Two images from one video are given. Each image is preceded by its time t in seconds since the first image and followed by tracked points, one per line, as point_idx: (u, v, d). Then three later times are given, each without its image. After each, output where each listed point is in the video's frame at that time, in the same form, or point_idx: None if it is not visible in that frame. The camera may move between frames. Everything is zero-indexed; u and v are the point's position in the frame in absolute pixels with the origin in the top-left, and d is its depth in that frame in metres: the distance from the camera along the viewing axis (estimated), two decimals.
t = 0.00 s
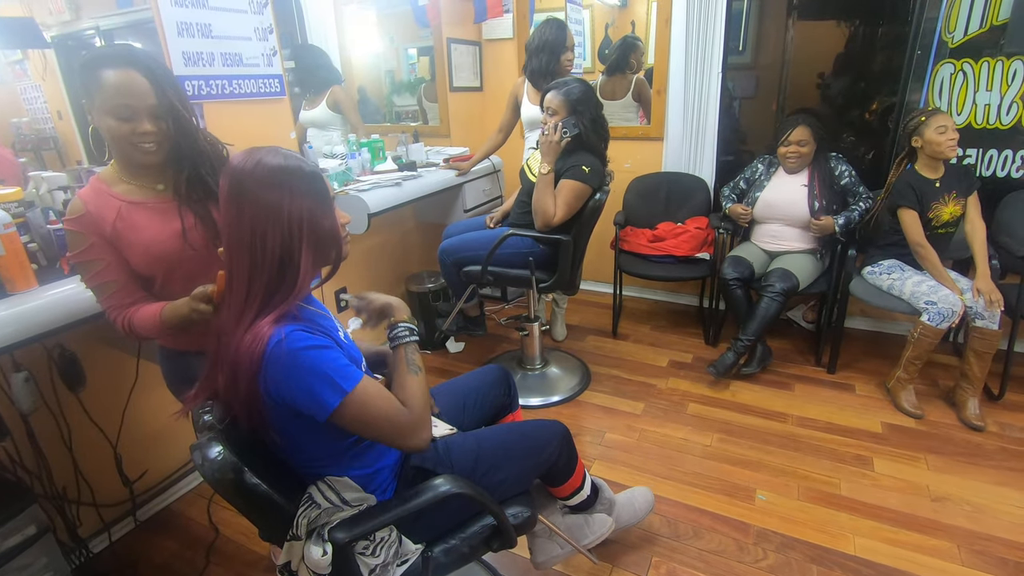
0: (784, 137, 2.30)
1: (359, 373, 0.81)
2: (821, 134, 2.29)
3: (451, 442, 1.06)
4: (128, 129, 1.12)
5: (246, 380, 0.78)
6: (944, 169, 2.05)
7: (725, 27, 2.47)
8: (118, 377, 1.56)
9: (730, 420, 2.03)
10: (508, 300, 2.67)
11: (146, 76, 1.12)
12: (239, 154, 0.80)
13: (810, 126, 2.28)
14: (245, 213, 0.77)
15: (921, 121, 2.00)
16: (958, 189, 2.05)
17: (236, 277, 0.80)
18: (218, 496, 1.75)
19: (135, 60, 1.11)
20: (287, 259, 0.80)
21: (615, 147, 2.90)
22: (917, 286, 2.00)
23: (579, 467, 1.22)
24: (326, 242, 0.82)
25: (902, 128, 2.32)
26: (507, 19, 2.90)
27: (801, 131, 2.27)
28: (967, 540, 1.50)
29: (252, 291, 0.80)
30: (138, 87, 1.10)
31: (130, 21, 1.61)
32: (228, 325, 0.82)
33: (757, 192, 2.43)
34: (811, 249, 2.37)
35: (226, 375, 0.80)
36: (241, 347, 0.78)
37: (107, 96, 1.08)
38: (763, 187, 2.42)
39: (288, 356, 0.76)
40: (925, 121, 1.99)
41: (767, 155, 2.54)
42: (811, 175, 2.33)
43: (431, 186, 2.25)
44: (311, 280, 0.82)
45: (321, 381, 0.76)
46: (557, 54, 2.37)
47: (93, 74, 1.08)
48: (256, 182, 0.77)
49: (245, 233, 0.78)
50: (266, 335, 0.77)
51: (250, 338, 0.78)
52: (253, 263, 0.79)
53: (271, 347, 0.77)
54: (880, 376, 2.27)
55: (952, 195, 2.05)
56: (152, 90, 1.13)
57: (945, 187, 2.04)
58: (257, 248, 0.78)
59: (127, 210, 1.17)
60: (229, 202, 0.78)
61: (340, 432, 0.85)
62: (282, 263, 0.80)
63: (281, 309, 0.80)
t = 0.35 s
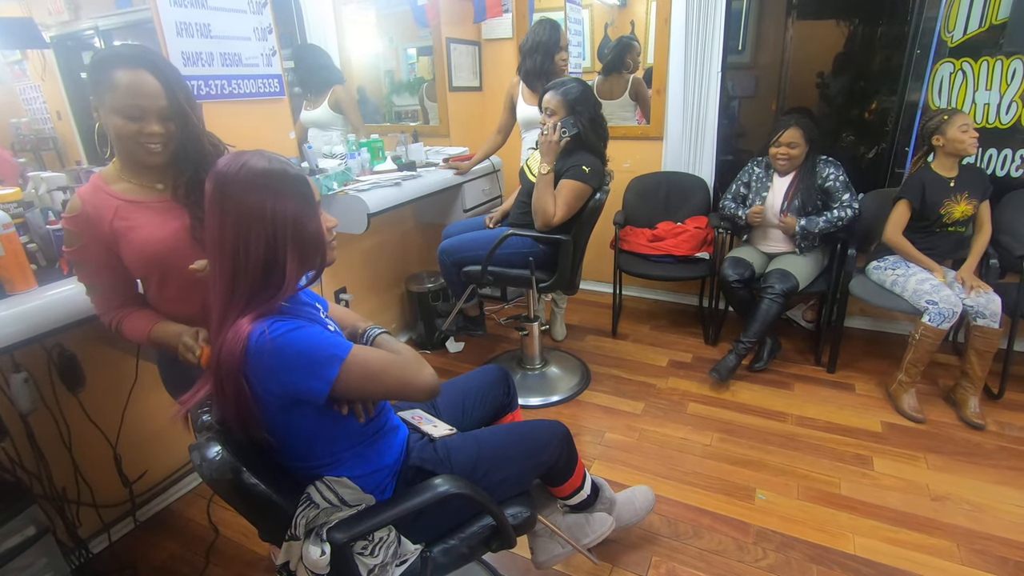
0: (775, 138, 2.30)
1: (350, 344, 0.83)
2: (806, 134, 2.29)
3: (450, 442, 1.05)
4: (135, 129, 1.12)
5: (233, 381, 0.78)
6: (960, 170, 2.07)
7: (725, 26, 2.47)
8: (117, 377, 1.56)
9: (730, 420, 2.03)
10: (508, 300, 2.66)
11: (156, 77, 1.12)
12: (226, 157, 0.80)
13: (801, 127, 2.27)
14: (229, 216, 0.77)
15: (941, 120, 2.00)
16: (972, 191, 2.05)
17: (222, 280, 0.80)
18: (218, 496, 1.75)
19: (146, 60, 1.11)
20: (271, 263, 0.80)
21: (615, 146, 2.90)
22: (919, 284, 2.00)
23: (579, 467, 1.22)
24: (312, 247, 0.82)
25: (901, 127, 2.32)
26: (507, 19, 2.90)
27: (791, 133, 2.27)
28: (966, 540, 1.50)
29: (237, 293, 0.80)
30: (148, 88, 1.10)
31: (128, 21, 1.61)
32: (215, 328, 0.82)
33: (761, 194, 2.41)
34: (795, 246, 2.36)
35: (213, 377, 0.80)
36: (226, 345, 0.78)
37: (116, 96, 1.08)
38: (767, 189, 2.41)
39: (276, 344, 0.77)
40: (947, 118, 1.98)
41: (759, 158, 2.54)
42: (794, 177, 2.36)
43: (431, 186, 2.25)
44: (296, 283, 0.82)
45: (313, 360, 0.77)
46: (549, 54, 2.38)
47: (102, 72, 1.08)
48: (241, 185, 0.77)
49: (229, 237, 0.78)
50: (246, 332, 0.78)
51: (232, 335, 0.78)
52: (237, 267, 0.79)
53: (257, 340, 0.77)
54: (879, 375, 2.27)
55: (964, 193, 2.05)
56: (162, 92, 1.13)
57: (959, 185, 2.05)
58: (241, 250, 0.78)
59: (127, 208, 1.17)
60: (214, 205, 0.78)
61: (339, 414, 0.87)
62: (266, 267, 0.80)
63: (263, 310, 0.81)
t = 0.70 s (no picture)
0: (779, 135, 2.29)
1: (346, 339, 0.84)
2: (812, 134, 2.29)
3: (449, 443, 1.05)
4: (168, 123, 1.13)
5: (231, 373, 0.77)
6: (971, 171, 2.06)
7: (725, 25, 2.46)
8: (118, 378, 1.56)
9: (731, 419, 2.03)
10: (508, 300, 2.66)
11: (192, 76, 1.16)
12: (227, 157, 0.80)
13: (806, 126, 2.27)
14: (231, 215, 0.77)
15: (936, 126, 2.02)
16: (981, 193, 2.05)
17: (223, 279, 0.80)
18: (219, 496, 1.76)
19: (174, 57, 1.14)
20: (271, 262, 0.80)
21: (615, 146, 2.90)
22: (916, 284, 2.00)
23: (579, 467, 1.21)
24: (311, 247, 0.82)
25: (902, 126, 2.32)
26: (506, 18, 2.90)
27: (794, 131, 2.27)
28: (967, 539, 1.50)
29: (239, 291, 0.80)
30: (180, 82, 1.12)
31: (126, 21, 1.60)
32: (212, 326, 0.82)
33: (769, 192, 2.41)
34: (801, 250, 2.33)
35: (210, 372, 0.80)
36: (224, 340, 0.78)
37: (154, 89, 1.10)
38: (772, 186, 2.41)
39: (275, 333, 0.77)
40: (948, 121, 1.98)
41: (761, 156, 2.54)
42: (799, 176, 2.36)
43: (431, 186, 2.25)
44: (295, 282, 0.82)
45: (311, 352, 0.78)
46: (549, 54, 2.38)
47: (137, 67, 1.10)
48: (242, 184, 0.77)
49: (230, 236, 0.78)
50: (243, 324, 0.77)
51: (230, 330, 0.78)
52: (237, 265, 0.79)
53: (256, 330, 0.77)
54: (880, 374, 2.27)
55: (972, 194, 2.04)
56: (198, 89, 1.16)
57: (968, 185, 2.04)
58: (242, 248, 0.78)
59: (141, 198, 1.15)
60: (215, 204, 0.78)
61: (336, 412, 0.86)
62: (266, 266, 0.80)
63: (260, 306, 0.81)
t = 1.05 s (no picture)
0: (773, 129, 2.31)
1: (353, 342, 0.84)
2: (813, 133, 2.29)
3: (451, 444, 1.05)
4: (200, 114, 1.16)
5: (239, 371, 0.77)
6: (975, 171, 2.05)
7: (726, 24, 2.46)
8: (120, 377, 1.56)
9: (732, 418, 2.03)
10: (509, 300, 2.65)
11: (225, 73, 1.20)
12: (237, 155, 0.80)
13: (801, 121, 2.28)
14: (244, 212, 0.77)
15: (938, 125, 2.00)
16: (984, 193, 2.04)
17: (234, 276, 0.80)
18: (220, 496, 1.76)
19: (208, 55, 1.18)
20: (284, 259, 0.80)
21: (617, 145, 2.90)
22: (919, 284, 2.00)
23: (588, 462, 1.22)
24: (323, 245, 0.82)
25: (903, 126, 2.32)
26: (507, 18, 2.90)
27: (789, 125, 2.28)
28: (969, 539, 1.50)
29: (252, 288, 0.80)
30: (213, 75, 1.16)
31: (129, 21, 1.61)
32: (222, 323, 0.82)
33: (767, 191, 2.41)
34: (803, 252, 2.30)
35: (218, 368, 0.80)
36: (233, 338, 0.78)
37: (189, 81, 1.14)
38: (769, 185, 2.41)
39: (285, 336, 0.77)
40: (950, 122, 1.97)
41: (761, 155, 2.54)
42: (798, 175, 2.35)
43: (432, 186, 2.25)
44: (306, 278, 0.83)
45: (318, 355, 0.78)
46: (553, 54, 2.38)
47: (173, 60, 1.13)
48: (254, 182, 0.77)
49: (245, 232, 0.77)
50: (254, 322, 0.77)
51: (239, 328, 0.78)
52: (252, 262, 0.78)
53: (266, 331, 0.77)
54: (881, 374, 2.26)
55: (975, 194, 2.03)
56: (229, 85, 1.20)
57: (971, 185, 2.03)
58: (254, 246, 0.78)
59: (163, 189, 1.17)
60: (226, 203, 0.78)
61: (341, 412, 0.87)
62: (280, 262, 0.80)
63: (274, 302, 0.80)
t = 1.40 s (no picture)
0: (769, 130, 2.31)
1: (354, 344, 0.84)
2: (806, 132, 2.28)
3: (452, 445, 1.05)
4: (213, 109, 1.20)
5: (238, 372, 0.78)
6: (975, 171, 2.04)
7: (727, 24, 2.46)
8: (122, 377, 1.56)
9: (733, 418, 2.03)
10: (510, 300, 2.66)
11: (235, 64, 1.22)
12: (242, 155, 0.80)
13: (799, 122, 2.27)
14: (250, 212, 0.76)
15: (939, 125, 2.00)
16: (984, 193, 2.03)
17: (236, 276, 0.79)
18: (223, 495, 1.76)
19: (220, 48, 1.20)
20: (287, 259, 0.80)
21: (618, 145, 2.90)
22: (922, 285, 1.99)
23: (600, 455, 1.22)
24: (326, 244, 0.83)
25: (905, 126, 2.32)
26: (508, 18, 2.89)
27: (788, 124, 2.27)
28: (971, 539, 1.49)
29: (254, 288, 0.79)
30: (225, 70, 1.19)
31: (132, 22, 1.62)
32: (222, 322, 0.82)
33: (765, 191, 2.41)
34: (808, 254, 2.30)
35: (218, 367, 0.80)
36: (235, 339, 0.78)
37: (199, 77, 1.17)
38: (767, 185, 2.40)
39: (285, 339, 0.77)
40: (950, 121, 1.97)
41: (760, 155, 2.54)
42: (798, 173, 2.35)
43: (433, 185, 2.25)
44: (308, 278, 0.83)
45: (318, 357, 0.78)
46: (555, 53, 2.38)
47: (185, 59, 1.17)
48: (261, 182, 0.76)
49: (249, 232, 0.77)
50: (255, 324, 0.77)
51: (241, 328, 0.78)
52: (255, 262, 0.78)
53: (267, 333, 0.77)
54: (883, 374, 2.26)
55: (975, 195, 2.03)
56: (239, 76, 1.22)
57: (971, 187, 2.02)
58: (261, 246, 0.77)
59: (192, 178, 1.23)
60: (231, 202, 0.77)
61: (341, 413, 0.87)
62: (284, 263, 0.79)
63: (275, 301, 0.80)
